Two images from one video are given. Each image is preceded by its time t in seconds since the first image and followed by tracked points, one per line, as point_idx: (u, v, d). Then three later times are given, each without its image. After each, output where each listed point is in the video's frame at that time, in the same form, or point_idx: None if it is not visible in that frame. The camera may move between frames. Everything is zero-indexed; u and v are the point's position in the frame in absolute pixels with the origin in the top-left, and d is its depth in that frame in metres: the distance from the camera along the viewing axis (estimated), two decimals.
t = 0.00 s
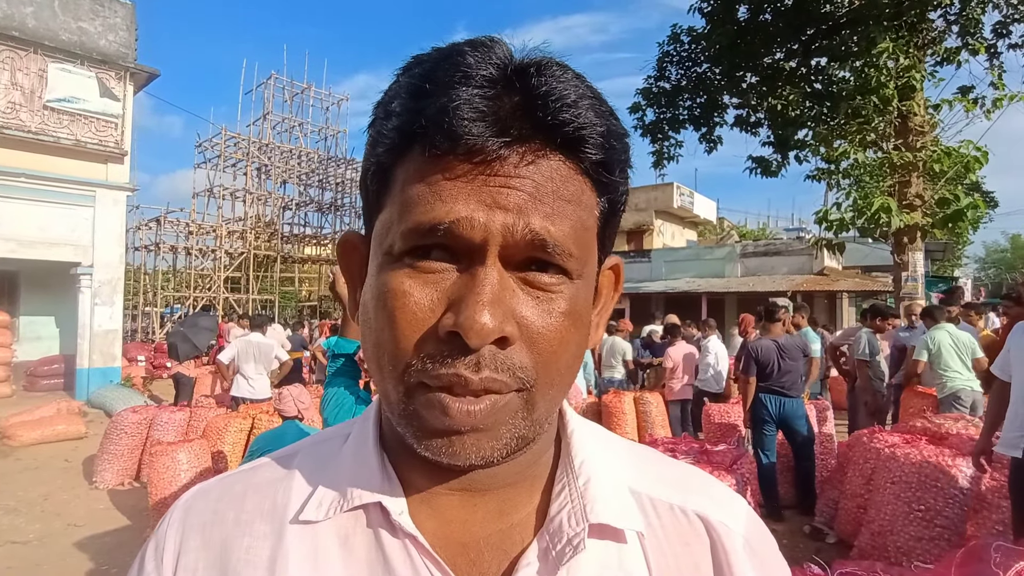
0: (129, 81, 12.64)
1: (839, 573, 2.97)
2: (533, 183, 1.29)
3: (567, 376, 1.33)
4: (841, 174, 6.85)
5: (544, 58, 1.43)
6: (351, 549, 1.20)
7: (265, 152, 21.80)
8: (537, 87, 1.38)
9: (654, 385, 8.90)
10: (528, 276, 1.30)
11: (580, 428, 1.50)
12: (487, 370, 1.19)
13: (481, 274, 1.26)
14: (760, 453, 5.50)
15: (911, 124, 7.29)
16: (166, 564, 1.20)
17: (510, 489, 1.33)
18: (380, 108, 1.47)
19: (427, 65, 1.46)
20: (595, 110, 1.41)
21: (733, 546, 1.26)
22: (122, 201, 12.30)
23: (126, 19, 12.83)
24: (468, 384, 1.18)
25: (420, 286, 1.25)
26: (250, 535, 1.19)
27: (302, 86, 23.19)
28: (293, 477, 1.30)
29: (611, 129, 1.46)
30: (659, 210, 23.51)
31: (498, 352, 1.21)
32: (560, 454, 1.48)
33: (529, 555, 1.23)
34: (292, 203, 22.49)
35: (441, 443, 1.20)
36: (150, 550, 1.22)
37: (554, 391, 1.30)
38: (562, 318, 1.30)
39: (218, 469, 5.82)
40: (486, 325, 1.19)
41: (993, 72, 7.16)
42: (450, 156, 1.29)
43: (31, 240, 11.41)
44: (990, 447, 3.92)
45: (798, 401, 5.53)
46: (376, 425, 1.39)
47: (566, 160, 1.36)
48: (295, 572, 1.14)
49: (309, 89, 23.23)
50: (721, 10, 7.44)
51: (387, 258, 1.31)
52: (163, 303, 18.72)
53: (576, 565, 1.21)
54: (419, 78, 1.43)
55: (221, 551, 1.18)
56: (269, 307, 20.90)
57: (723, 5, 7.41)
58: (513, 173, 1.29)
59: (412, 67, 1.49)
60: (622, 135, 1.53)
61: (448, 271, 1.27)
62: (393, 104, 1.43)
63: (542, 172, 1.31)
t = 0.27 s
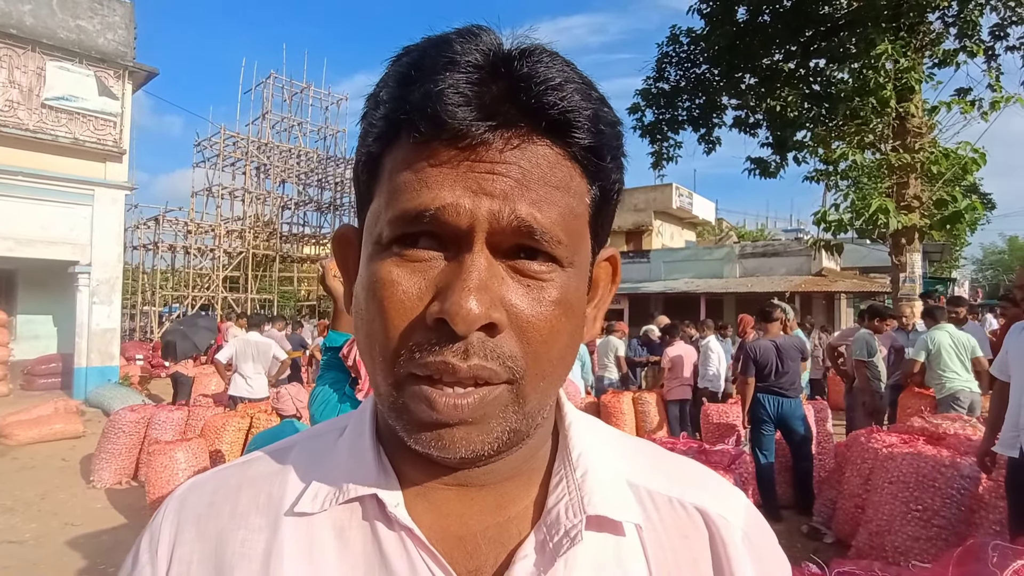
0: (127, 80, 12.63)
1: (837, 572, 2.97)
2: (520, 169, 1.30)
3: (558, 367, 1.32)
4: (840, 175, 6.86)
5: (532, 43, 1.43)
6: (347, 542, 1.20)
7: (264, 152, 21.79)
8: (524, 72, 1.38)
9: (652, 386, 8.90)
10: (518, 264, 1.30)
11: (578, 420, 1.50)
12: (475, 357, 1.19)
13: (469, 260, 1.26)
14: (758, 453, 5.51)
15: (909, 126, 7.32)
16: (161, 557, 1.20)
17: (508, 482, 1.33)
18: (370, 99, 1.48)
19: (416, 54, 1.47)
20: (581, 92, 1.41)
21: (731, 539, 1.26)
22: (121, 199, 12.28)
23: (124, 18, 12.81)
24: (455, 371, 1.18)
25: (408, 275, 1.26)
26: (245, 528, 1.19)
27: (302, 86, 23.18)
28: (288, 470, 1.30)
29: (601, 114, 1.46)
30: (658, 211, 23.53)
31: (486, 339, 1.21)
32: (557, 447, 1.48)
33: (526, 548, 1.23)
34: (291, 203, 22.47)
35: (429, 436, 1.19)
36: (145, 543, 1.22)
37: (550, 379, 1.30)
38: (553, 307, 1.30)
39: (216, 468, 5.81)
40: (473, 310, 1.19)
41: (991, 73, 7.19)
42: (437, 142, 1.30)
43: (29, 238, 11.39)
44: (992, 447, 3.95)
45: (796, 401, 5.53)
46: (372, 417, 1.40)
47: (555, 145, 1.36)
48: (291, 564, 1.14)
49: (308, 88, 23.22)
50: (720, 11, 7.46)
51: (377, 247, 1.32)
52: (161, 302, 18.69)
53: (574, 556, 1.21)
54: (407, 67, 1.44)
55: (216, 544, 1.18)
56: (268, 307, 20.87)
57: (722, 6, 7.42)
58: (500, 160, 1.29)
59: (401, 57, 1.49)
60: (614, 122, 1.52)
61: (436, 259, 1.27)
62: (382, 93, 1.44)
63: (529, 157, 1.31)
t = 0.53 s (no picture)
0: (127, 79, 12.61)
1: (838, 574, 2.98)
2: (524, 144, 1.32)
3: (558, 359, 1.30)
4: (840, 175, 6.86)
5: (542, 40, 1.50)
6: (355, 542, 1.20)
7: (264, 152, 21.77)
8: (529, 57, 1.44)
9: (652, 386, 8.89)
10: (523, 242, 1.30)
11: (585, 421, 1.50)
12: (473, 322, 1.17)
13: (473, 228, 1.27)
14: (759, 454, 5.51)
15: (909, 127, 7.33)
16: (167, 556, 1.19)
17: (517, 481, 1.34)
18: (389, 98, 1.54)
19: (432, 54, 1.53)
20: (585, 76, 1.45)
21: (742, 539, 1.26)
22: (121, 199, 12.27)
23: (124, 17, 12.78)
24: (452, 336, 1.16)
25: (415, 244, 1.28)
26: (253, 527, 1.18)
27: (301, 86, 23.17)
28: (297, 469, 1.30)
29: (601, 102, 1.49)
30: (658, 211, 23.53)
31: (486, 307, 1.20)
32: (564, 446, 1.48)
33: (534, 546, 1.23)
34: (291, 203, 22.45)
35: (424, 413, 1.16)
36: (151, 542, 1.21)
37: (559, 357, 1.29)
38: (554, 286, 1.29)
39: (217, 469, 5.81)
40: (474, 272, 1.20)
41: (990, 74, 7.21)
42: (447, 117, 1.34)
43: (28, 238, 11.37)
44: (993, 449, 3.93)
45: (796, 402, 5.54)
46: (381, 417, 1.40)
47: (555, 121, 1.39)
48: (298, 562, 1.14)
49: (308, 88, 23.20)
50: (720, 12, 7.46)
51: (387, 224, 1.34)
52: (160, 302, 18.67)
53: (584, 554, 1.21)
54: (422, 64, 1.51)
55: (224, 543, 1.17)
56: (267, 307, 20.85)
57: (723, 7, 7.43)
58: (504, 133, 1.31)
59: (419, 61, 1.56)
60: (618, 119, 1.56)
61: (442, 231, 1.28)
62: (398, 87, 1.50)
63: (530, 129, 1.34)
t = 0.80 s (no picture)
0: (127, 79, 12.60)
1: None
2: (598, 153, 1.35)
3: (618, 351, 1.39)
4: (839, 176, 6.87)
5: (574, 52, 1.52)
6: (349, 545, 1.21)
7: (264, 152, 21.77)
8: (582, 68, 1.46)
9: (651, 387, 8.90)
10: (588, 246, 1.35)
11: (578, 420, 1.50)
12: (589, 324, 1.22)
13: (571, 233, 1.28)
14: (758, 455, 5.51)
15: (908, 128, 7.34)
16: (160, 564, 1.20)
17: (516, 483, 1.34)
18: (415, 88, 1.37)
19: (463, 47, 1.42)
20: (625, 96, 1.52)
21: (733, 540, 1.25)
22: (121, 200, 12.26)
23: (124, 18, 12.78)
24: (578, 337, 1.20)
25: (515, 248, 1.22)
26: (244, 532, 1.19)
27: (302, 86, 23.17)
28: (293, 475, 1.31)
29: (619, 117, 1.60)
30: (657, 212, 23.53)
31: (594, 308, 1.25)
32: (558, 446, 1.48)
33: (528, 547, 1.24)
34: (291, 203, 22.44)
35: (547, 409, 1.18)
36: (143, 551, 1.23)
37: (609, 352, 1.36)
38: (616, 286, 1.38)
39: (216, 470, 5.81)
40: (593, 276, 1.23)
41: (990, 75, 7.21)
42: (535, 118, 1.27)
43: (28, 238, 11.37)
44: (992, 449, 3.94)
45: (796, 403, 5.54)
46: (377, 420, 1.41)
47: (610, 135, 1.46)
48: (291, 566, 1.14)
49: (308, 88, 23.20)
50: (720, 12, 7.45)
51: (470, 225, 1.23)
52: (160, 302, 18.67)
53: (577, 554, 1.22)
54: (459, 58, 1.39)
55: (215, 549, 1.18)
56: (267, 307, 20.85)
57: (722, 8, 7.42)
58: (585, 141, 1.32)
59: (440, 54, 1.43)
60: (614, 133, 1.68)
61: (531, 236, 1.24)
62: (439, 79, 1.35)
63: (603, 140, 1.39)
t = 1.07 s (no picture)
0: (126, 80, 12.61)
1: None
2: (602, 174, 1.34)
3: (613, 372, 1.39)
4: (839, 177, 6.88)
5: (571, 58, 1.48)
6: (338, 554, 1.21)
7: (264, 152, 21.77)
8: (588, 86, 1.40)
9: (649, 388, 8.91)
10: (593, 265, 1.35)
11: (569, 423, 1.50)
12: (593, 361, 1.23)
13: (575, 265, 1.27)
14: (757, 456, 5.49)
15: (908, 128, 7.37)
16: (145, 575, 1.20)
17: (507, 488, 1.34)
18: (416, 103, 1.30)
19: (468, 57, 1.34)
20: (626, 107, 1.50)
21: (716, 537, 1.25)
22: (120, 200, 12.25)
23: (123, 18, 12.77)
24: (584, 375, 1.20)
25: (520, 282, 1.20)
26: (231, 543, 1.19)
27: (301, 86, 23.16)
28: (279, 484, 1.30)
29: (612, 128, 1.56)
30: (657, 212, 23.52)
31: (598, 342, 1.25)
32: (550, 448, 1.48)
33: (520, 551, 1.24)
34: (291, 203, 22.45)
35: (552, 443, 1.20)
36: (128, 561, 1.23)
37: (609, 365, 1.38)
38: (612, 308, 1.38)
39: (215, 470, 5.81)
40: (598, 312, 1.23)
41: (990, 76, 7.20)
42: (539, 146, 1.24)
43: (27, 238, 11.37)
44: (990, 450, 3.97)
45: (796, 404, 5.55)
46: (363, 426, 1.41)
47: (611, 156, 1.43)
48: None
49: (308, 89, 23.20)
50: (720, 13, 7.45)
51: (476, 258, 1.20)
52: (159, 302, 18.67)
53: (567, 558, 1.22)
54: (462, 71, 1.32)
55: (201, 560, 1.18)
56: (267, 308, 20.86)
57: (722, 8, 7.42)
58: (590, 164, 1.31)
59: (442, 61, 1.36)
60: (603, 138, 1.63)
61: (537, 265, 1.23)
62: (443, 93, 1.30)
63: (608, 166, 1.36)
